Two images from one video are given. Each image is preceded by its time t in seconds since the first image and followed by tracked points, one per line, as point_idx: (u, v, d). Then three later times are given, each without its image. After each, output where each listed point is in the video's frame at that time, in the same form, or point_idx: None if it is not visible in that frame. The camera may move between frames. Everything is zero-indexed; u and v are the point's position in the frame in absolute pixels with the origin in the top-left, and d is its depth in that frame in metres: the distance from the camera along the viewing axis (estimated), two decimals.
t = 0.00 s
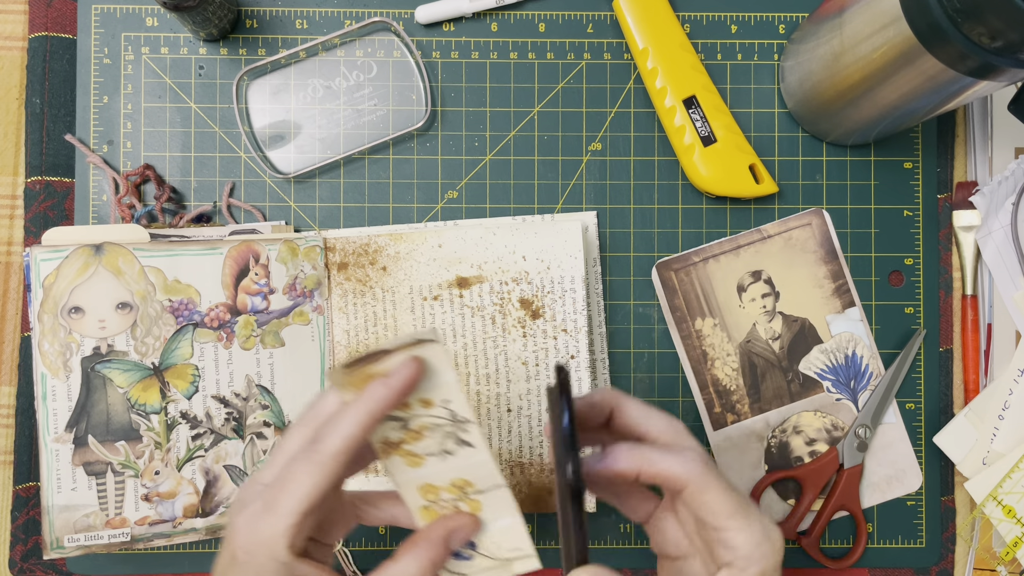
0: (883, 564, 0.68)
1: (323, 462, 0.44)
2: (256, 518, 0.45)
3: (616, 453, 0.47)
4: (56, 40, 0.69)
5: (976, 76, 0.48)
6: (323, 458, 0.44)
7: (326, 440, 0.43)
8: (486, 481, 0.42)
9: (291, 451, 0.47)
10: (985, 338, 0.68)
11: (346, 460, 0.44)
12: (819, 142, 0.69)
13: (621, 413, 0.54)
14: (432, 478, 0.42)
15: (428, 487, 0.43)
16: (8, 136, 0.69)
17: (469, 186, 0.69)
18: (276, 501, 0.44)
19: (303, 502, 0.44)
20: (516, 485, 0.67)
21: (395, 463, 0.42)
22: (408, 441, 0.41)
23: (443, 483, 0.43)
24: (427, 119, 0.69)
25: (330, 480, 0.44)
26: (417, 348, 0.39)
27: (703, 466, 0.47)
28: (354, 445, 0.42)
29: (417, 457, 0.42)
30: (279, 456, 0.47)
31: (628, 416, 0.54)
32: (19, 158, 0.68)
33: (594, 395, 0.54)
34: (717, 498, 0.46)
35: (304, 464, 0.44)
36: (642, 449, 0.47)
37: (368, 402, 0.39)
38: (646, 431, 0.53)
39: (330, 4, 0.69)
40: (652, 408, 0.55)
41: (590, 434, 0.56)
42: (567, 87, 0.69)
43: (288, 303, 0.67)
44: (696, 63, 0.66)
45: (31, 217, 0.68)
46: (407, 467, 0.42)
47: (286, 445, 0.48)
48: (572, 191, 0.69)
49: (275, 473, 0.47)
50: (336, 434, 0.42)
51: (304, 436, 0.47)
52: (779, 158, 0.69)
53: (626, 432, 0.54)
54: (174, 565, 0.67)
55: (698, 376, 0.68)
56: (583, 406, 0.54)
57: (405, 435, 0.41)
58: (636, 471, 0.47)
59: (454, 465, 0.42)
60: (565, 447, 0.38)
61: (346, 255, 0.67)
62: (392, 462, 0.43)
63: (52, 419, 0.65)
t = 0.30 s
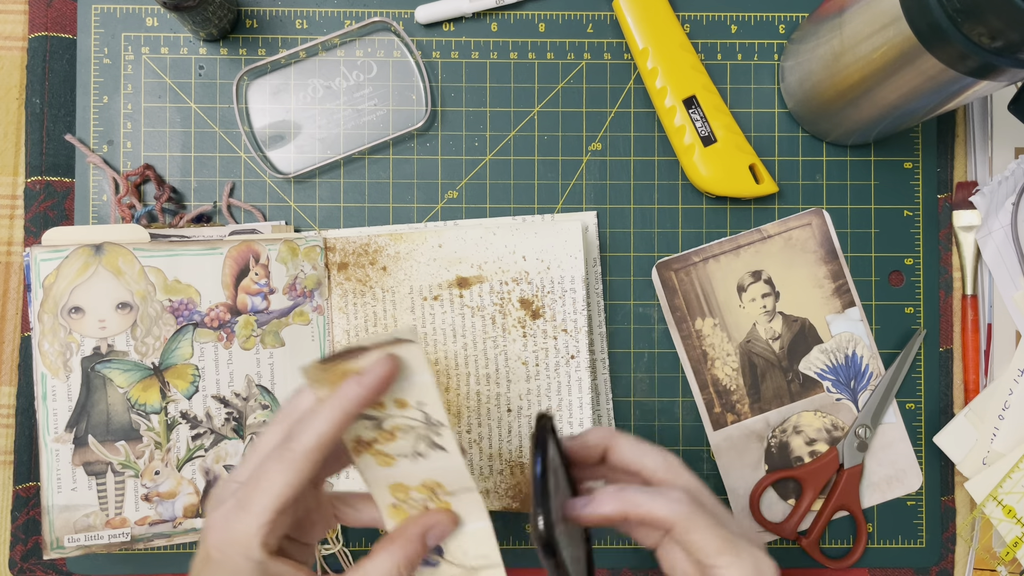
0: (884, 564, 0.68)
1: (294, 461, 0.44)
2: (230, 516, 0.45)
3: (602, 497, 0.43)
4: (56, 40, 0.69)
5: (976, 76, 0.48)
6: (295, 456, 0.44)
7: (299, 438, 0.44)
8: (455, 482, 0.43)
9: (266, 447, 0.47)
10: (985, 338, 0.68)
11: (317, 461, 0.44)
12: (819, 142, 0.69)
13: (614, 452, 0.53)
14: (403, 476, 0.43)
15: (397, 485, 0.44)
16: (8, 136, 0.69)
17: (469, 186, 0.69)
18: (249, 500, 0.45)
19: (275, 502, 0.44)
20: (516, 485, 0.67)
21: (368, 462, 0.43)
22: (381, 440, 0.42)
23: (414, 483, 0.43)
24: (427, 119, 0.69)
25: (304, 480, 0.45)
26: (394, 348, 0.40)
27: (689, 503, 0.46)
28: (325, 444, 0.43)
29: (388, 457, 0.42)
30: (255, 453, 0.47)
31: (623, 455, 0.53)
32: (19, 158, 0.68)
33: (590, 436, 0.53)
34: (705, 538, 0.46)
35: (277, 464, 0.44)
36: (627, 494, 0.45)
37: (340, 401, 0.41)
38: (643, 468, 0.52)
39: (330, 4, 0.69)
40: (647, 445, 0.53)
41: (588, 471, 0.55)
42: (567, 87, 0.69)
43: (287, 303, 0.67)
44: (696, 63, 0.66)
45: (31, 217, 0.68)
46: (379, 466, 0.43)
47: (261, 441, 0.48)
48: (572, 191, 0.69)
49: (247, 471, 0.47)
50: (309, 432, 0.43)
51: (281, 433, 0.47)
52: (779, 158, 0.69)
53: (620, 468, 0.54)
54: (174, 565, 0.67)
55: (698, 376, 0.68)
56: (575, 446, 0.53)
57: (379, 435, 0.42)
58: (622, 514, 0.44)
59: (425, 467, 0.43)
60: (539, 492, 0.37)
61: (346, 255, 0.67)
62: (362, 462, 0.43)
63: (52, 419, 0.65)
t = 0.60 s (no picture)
0: (883, 563, 0.68)
1: (392, 543, 0.44)
2: None
3: (640, 341, 0.44)
4: (56, 40, 0.69)
5: (976, 76, 0.48)
6: (394, 537, 0.44)
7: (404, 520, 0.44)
8: None
9: (361, 519, 0.47)
10: (985, 338, 0.68)
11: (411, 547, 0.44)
12: (819, 142, 0.69)
13: (659, 291, 0.54)
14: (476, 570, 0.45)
15: None
16: (8, 136, 0.69)
17: (469, 186, 0.69)
18: (340, 568, 0.44)
19: None
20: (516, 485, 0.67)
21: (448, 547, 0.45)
22: (469, 533, 0.44)
23: None
24: (427, 119, 0.69)
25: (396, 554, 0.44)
26: (513, 453, 0.44)
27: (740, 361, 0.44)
28: (428, 534, 0.43)
29: (470, 549, 0.45)
30: (351, 520, 0.48)
31: (667, 295, 0.53)
32: (19, 158, 0.68)
33: (634, 271, 0.54)
34: (750, 404, 0.44)
35: (374, 540, 0.44)
36: (667, 341, 0.44)
37: (453, 493, 0.43)
38: (688, 312, 0.53)
39: (330, 4, 0.69)
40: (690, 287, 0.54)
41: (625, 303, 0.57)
42: (567, 87, 0.69)
43: (287, 303, 0.67)
44: (696, 63, 0.66)
45: (31, 217, 0.68)
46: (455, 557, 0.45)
47: (355, 510, 0.48)
48: (572, 191, 0.69)
49: (340, 537, 0.47)
50: (415, 518, 0.43)
51: (379, 507, 0.47)
52: (779, 158, 0.69)
53: (662, 310, 0.55)
54: (174, 565, 0.67)
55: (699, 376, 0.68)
56: (619, 279, 0.54)
57: (468, 526, 0.44)
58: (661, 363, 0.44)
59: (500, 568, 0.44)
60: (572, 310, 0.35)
61: (346, 255, 0.67)
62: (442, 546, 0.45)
63: (52, 419, 0.65)
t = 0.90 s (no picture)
0: (884, 564, 0.68)
1: (271, 506, 0.45)
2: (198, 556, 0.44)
3: (668, 317, 0.53)
4: (56, 40, 0.69)
5: (976, 76, 0.48)
6: (273, 501, 0.45)
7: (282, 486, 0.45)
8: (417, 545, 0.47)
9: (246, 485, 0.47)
10: (985, 338, 0.68)
11: (295, 509, 0.46)
12: (819, 142, 0.69)
13: (687, 279, 0.56)
14: (368, 534, 0.47)
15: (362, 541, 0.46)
16: (8, 136, 0.69)
17: (469, 186, 0.69)
18: (219, 539, 0.45)
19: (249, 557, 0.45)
20: (515, 485, 0.67)
21: (337, 513, 0.47)
22: (355, 495, 0.47)
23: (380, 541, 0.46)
24: (427, 119, 0.69)
25: (278, 514, 0.45)
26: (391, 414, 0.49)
27: (757, 345, 0.51)
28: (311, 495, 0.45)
29: (358, 511, 0.47)
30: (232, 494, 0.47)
31: (696, 282, 0.56)
32: (19, 158, 0.68)
33: (668, 255, 0.56)
34: (761, 385, 0.49)
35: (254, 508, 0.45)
36: (694, 318, 0.52)
37: (336, 454, 0.45)
38: (714, 301, 0.55)
39: (330, 4, 0.69)
40: (726, 326, 0.52)
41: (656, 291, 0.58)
42: (567, 87, 0.69)
43: (287, 303, 0.67)
44: (696, 63, 0.66)
45: (31, 217, 0.68)
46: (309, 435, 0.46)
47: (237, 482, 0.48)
48: (572, 191, 0.69)
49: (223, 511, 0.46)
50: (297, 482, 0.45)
51: (259, 476, 0.46)
52: (779, 158, 0.69)
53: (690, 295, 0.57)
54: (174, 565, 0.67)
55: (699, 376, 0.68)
56: (653, 264, 0.56)
57: (357, 488, 0.47)
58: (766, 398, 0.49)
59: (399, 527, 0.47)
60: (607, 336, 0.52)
61: (346, 255, 0.67)
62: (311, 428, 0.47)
63: (52, 419, 0.65)
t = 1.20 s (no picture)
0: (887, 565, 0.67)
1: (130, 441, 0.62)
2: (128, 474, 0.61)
3: (644, 244, 0.48)
4: (56, 40, 0.69)
5: (976, 76, 0.48)
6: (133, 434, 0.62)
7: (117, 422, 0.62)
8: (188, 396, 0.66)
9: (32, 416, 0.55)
10: (985, 338, 0.68)
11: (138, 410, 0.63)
12: (819, 142, 0.69)
13: (662, 220, 0.54)
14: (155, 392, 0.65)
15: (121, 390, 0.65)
16: (8, 136, 0.69)
17: (469, 186, 0.69)
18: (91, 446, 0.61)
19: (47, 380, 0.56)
20: (515, 485, 0.67)
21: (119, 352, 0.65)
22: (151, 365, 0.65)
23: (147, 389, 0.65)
24: (427, 119, 0.69)
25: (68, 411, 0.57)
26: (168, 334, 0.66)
27: (734, 245, 0.47)
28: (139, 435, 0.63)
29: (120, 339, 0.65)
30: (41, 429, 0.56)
31: (670, 221, 0.54)
32: (19, 157, 0.69)
33: (637, 206, 0.55)
34: (750, 274, 0.45)
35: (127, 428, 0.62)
36: (670, 236, 0.48)
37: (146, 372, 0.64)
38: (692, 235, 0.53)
39: (330, 4, 0.69)
40: (701, 237, 0.48)
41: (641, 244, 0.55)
42: (567, 87, 0.69)
43: (287, 303, 0.67)
44: (696, 63, 0.66)
45: (31, 217, 0.68)
46: (112, 345, 0.65)
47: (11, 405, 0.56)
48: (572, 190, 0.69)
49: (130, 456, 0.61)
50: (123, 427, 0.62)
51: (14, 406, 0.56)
52: (779, 158, 0.69)
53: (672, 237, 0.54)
54: (175, 565, 0.67)
55: (699, 376, 0.68)
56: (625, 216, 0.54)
57: (113, 314, 0.65)
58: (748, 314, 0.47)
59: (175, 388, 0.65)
60: (573, 282, 0.39)
61: (346, 255, 0.67)
62: (97, 340, 0.65)
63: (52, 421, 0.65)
